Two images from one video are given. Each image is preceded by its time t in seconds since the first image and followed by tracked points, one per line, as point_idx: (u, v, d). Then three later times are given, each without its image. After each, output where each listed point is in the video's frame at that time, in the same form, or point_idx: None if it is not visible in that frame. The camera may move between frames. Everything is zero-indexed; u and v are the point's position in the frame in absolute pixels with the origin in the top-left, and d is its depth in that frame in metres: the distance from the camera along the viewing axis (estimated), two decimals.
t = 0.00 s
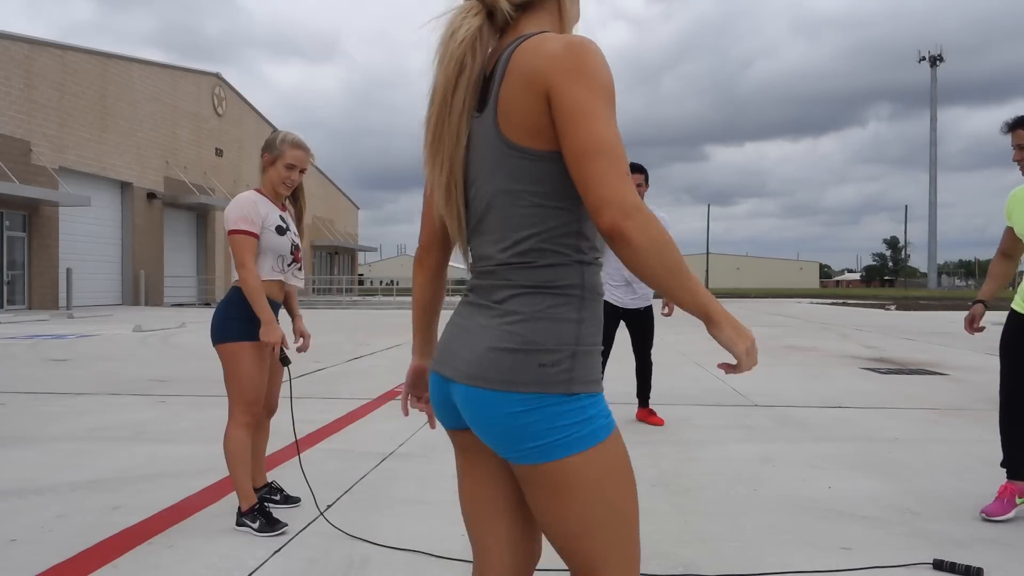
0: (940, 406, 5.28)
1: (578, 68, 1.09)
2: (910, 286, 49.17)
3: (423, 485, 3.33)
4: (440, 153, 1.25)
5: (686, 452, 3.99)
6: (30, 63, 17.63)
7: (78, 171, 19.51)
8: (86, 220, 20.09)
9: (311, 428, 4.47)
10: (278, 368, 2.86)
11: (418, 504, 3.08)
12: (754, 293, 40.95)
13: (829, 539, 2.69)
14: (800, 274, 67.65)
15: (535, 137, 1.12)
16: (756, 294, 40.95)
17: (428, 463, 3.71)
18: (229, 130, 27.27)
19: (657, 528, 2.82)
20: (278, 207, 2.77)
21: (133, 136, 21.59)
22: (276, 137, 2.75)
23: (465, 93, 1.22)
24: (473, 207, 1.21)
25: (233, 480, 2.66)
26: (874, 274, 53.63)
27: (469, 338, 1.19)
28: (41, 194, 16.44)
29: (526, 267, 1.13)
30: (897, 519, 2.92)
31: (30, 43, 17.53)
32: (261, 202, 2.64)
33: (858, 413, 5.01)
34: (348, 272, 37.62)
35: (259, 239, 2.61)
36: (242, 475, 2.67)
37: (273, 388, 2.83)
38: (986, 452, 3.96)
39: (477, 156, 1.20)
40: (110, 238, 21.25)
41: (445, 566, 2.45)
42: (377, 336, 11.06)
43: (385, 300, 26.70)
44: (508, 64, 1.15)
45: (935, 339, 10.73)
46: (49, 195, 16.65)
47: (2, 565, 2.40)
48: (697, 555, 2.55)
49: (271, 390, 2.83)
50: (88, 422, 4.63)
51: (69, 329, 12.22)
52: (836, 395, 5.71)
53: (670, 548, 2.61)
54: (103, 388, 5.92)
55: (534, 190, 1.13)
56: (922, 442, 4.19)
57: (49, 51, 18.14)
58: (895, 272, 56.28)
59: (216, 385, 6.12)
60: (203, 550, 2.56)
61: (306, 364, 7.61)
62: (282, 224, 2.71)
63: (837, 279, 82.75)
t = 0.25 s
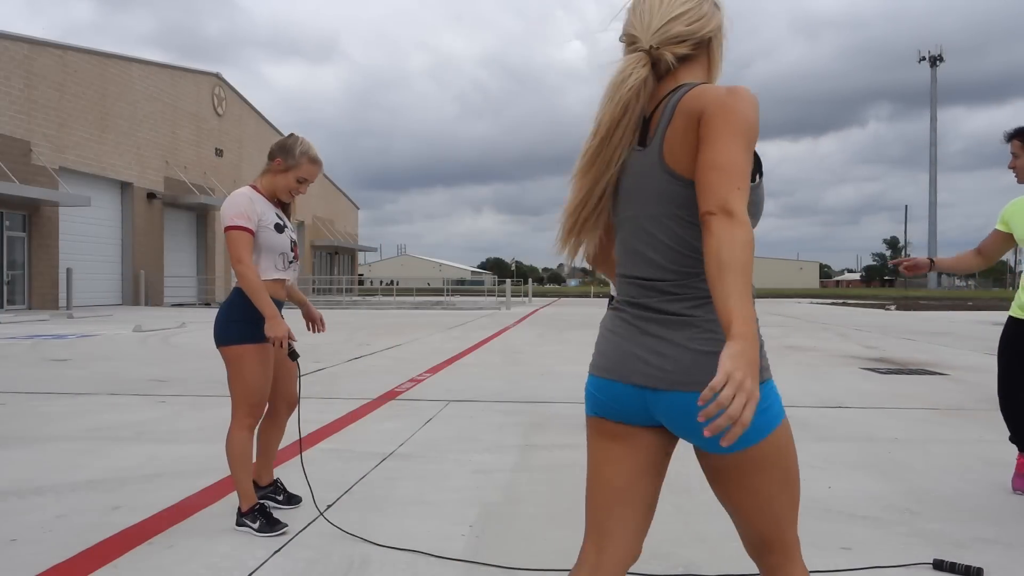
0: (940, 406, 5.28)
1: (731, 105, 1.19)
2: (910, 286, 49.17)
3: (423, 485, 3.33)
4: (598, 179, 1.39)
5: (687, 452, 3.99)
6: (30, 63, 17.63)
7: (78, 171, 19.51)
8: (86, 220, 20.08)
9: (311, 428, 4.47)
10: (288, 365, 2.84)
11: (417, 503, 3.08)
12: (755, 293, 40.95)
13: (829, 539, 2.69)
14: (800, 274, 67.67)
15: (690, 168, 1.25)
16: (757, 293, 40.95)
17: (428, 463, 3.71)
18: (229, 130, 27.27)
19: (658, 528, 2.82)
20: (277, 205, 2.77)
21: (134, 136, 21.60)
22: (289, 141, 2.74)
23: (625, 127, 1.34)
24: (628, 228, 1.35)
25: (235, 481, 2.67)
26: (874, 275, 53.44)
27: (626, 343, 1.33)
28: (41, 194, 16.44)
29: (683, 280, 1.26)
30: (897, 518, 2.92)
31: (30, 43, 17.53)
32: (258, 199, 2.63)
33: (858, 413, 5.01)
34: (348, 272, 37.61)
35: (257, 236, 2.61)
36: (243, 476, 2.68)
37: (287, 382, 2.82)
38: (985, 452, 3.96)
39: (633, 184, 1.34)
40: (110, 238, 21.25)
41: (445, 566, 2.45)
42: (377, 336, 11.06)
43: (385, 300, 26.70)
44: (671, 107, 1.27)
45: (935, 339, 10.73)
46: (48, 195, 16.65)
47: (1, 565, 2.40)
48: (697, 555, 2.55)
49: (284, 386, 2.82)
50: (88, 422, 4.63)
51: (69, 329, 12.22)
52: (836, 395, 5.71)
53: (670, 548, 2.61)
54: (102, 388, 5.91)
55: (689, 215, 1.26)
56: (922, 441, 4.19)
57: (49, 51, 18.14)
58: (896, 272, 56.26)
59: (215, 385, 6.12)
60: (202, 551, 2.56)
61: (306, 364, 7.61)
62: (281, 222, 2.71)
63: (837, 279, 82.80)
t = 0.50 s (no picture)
0: (940, 406, 5.28)
1: (879, 114, 1.47)
2: (911, 286, 49.16)
3: (423, 485, 3.34)
4: (739, 177, 1.59)
5: (687, 452, 3.99)
6: (30, 63, 17.62)
7: (79, 171, 19.51)
8: (86, 220, 20.08)
9: (312, 428, 4.47)
10: (295, 366, 2.85)
11: (418, 503, 3.09)
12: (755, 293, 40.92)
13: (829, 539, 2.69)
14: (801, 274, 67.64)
15: (837, 166, 1.49)
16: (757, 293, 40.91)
17: (428, 463, 3.71)
18: (229, 130, 27.27)
19: (658, 528, 2.82)
20: (287, 207, 2.78)
21: (133, 136, 21.61)
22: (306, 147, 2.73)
23: (767, 131, 1.55)
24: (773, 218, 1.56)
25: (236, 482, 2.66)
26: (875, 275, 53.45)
27: (769, 320, 1.56)
28: (41, 194, 16.44)
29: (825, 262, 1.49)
30: (897, 519, 2.92)
31: (29, 43, 17.53)
32: (267, 199, 2.64)
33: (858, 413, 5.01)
34: (349, 272, 37.60)
35: (264, 235, 2.61)
36: (244, 476, 2.67)
37: (293, 382, 2.82)
38: (986, 452, 3.96)
39: (779, 180, 1.55)
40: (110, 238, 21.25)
41: (445, 566, 2.45)
42: (377, 336, 11.06)
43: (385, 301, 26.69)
44: (812, 112, 1.52)
45: (935, 339, 10.73)
46: (48, 195, 16.65)
47: (2, 565, 2.40)
48: (697, 555, 2.55)
49: (289, 386, 2.81)
50: (88, 422, 4.63)
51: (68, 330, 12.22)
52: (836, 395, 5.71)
53: (670, 548, 2.61)
54: (102, 389, 5.91)
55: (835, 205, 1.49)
56: (922, 442, 4.19)
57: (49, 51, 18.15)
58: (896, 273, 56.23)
59: (215, 385, 6.11)
60: (203, 550, 2.56)
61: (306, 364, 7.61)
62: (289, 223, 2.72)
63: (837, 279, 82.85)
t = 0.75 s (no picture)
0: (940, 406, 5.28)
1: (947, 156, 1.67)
2: (911, 287, 49.15)
3: (423, 485, 3.33)
4: (817, 207, 1.68)
5: (688, 451, 3.98)
6: (29, 63, 17.61)
7: (79, 171, 19.51)
8: (86, 220, 20.07)
9: (312, 428, 4.47)
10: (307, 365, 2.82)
11: (418, 503, 3.08)
12: (756, 293, 40.89)
13: (829, 539, 2.68)
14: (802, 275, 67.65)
15: (917, 198, 1.65)
16: (759, 293, 40.90)
17: (428, 463, 3.70)
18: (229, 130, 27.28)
19: (659, 528, 2.81)
20: (303, 207, 2.77)
21: (133, 136, 21.61)
22: (321, 146, 2.73)
23: (843, 169, 1.67)
24: (854, 247, 1.68)
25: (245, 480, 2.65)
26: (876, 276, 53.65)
27: (852, 333, 1.68)
28: (41, 194, 16.43)
29: (901, 287, 1.64)
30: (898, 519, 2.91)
31: (29, 43, 17.53)
32: (283, 200, 2.63)
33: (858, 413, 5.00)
34: (348, 272, 37.60)
35: (279, 237, 2.61)
36: (250, 476, 2.66)
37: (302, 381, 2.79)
38: (986, 452, 3.95)
39: (860, 213, 1.67)
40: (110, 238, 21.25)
41: (444, 566, 2.44)
42: (377, 336, 11.06)
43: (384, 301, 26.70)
44: (886, 152, 1.66)
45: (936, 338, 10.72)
46: (48, 195, 16.65)
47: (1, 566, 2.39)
48: (698, 555, 2.54)
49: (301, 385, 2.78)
50: (87, 422, 4.62)
51: (68, 330, 12.22)
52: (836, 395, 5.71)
53: (670, 548, 2.61)
54: (102, 388, 5.91)
55: (908, 235, 1.64)
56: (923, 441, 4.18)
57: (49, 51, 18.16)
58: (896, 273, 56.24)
59: (215, 385, 6.11)
60: (202, 551, 2.55)
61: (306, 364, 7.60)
62: (304, 224, 2.71)
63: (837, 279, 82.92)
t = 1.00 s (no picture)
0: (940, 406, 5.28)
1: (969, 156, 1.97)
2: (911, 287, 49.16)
3: (423, 486, 3.33)
4: (874, 189, 1.89)
5: (688, 451, 3.98)
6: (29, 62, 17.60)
7: (78, 171, 19.50)
8: (86, 220, 20.07)
9: (311, 428, 4.46)
10: (312, 368, 2.80)
11: (418, 504, 3.07)
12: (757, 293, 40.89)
13: (830, 540, 2.68)
14: (801, 275, 67.69)
15: (952, 187, 1.93)
16: (758, 293, 40.91)
17: (428, 463, 3.70)
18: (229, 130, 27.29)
19: (659, 528, 2.81)
20: (309, 206, 2.75)
21: (133, 136, 21.61)
22: (319, 138, 2.73)
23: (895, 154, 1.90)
24: (903, 230, 1.89)
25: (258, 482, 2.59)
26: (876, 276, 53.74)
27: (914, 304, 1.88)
28: (41, 194, 16.43)
29: (945, 267, 1.90)
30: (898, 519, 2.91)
31: (29, 42, 17.52)
32: (290, 199, 2.63)
33: (858, 413, 5.00)
34: (348, 272, 37.60)
35: (286, 237, 2.60)
36: (264, 479, 2.59)
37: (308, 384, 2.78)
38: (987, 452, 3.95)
39: (909, 200, 1.89)
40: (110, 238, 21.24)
41: (444, 566, 2.43)
42: (377, 336, 11.07)
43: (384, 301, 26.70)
44: (928, 145, 1.92)
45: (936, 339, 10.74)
46: (48, 195, 16.64)
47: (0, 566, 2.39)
48: (698, 556, 2.54)
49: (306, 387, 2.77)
50: (87, 422, 4.62)
51: (68, 330, 12.23)
52: (836, 395, 5.71)
53: (671, 548, 2.60)
54: (101, 389, 5.91)
55: (948, 221, 1.92)
56: (922, 442, 4.18)
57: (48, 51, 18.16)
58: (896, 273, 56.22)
59: (214, 385, 6.10)
60: (203, 550, 2.55)
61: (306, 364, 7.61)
62: (313, 223, 2.70)
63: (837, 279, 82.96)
